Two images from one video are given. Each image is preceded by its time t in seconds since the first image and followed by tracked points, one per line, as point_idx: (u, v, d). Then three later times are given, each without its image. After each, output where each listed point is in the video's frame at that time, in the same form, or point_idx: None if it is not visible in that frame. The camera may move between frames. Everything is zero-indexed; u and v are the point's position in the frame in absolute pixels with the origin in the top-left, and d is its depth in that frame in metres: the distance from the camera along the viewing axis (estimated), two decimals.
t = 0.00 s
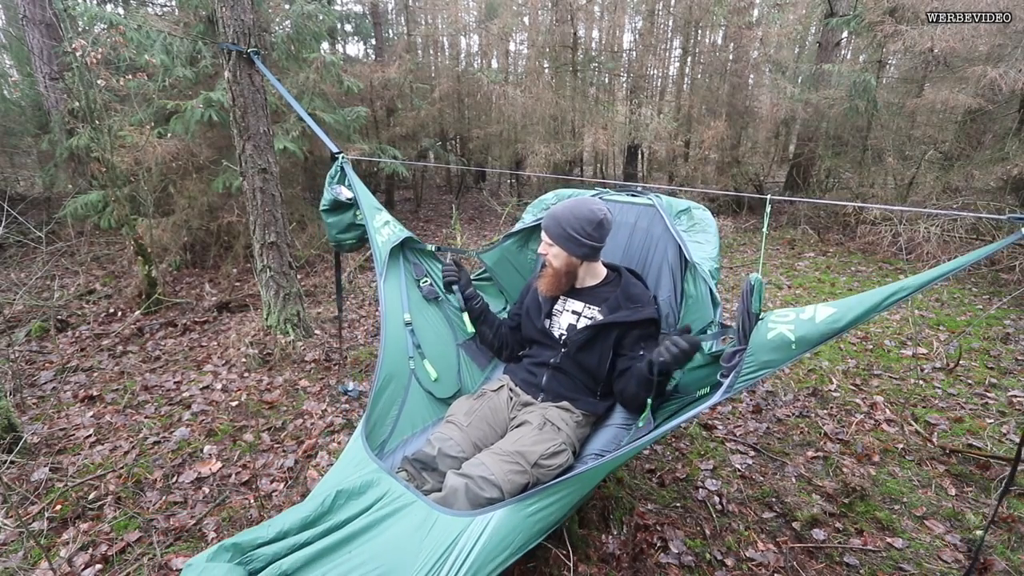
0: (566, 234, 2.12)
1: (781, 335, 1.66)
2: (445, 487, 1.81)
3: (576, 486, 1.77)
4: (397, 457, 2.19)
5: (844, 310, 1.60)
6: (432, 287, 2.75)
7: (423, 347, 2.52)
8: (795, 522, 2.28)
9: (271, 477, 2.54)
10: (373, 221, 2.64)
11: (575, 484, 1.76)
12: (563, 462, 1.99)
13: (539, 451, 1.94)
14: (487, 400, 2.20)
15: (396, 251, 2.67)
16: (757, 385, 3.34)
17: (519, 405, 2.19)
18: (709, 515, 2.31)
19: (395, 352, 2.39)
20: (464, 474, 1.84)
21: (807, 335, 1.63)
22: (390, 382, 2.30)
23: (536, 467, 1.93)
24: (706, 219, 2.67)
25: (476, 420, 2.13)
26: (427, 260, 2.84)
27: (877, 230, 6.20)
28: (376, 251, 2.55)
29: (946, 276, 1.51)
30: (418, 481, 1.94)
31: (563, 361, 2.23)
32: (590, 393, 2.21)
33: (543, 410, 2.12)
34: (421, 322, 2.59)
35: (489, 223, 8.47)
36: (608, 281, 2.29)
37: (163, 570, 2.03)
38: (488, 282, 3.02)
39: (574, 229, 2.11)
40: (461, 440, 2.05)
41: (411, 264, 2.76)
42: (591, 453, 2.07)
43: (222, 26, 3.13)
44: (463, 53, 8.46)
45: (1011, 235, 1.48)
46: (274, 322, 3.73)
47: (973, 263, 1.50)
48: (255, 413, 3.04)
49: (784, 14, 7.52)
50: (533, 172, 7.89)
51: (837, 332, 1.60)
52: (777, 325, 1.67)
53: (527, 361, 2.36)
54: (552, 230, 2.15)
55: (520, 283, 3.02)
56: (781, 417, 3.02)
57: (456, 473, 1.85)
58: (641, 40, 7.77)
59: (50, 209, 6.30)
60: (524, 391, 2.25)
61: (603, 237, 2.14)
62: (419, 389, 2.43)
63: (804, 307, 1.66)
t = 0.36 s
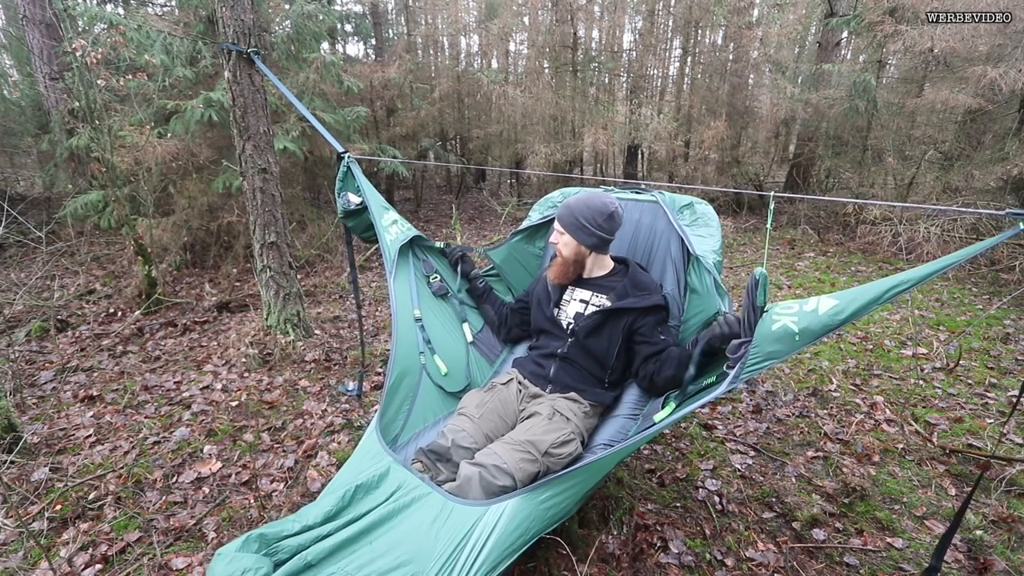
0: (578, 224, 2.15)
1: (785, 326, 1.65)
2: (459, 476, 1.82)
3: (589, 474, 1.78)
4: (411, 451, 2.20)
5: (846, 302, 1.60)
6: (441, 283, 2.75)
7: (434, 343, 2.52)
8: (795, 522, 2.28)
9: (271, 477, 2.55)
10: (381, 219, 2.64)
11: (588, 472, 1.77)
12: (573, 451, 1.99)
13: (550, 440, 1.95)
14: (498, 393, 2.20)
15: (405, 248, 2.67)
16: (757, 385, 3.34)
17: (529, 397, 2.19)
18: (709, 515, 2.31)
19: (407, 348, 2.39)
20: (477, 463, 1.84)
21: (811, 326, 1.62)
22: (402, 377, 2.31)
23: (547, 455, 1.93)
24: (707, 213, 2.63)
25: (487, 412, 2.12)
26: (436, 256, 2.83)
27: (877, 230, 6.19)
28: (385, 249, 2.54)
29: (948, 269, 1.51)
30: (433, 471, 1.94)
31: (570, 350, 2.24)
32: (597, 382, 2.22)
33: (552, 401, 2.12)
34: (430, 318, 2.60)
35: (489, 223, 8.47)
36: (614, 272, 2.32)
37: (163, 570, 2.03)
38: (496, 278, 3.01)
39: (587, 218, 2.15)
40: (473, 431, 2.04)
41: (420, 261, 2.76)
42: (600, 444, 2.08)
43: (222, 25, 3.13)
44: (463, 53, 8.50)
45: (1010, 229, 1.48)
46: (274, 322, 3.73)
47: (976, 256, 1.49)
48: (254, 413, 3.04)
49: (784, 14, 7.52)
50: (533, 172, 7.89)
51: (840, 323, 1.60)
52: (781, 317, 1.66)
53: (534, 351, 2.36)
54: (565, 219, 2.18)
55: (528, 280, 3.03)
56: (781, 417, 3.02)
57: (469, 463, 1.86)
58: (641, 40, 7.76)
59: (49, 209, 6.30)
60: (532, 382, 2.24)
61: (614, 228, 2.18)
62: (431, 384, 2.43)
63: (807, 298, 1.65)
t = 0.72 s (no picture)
0: (569, 219, 2.14)
1: (782, 330, 1.66)
2: (460, 483, 1.82)
3: (588, 477, 1.79)
4: (416, 453, 2.20)
5: (842, 305, 1.62)
6: (441, 282, 2.75)
7: (435, 344, 2.52)
8: (795, 522, 2.28)
9: (271, 477, 2.55)
10: (379, 220, 2.63)
11: (588, 475, 1.78)
12: (573, 453, 2.00)
13: (550, 443, 1.96)
14: (497, 395, 2.21)
15: (404, 248, 2.65)
16: (757, 385, 3.34)
17: (528, 399, 2.19)
18: (709, 515, 2.31)
19: (408, 349, 2.39)
20: (478, 470, 1.85)
21: (807, 331, 1.63)
22: (405, 379, 2.31)
23: (547, 458, 1.94)
24: (704, 204, 2.68)
25: (488, 416, 2.13)
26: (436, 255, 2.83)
27: (877, 230, 6.20)
28: (384, 250, 2.53)
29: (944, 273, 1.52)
30: (436, 478, 1.96)
31: (568, 351, 2.24)
32: (596, 382, 2.22)
33: (551, 403, 2.13)
34: (431, 319, 2.60)
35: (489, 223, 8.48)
36: (610, 268, 2.30)
37: (163, 570, 2.03)
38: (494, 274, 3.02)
39: (578, 214, 2.13)
40: (472, 435, 2.05)
41: (420, 260, 2.75)
42: (601, 443, 2.10)
43: (222, 25, 3.13)
44: (463, 53, 8.55)
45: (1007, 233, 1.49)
46: (274, 322, 3.73)
47: (971, 260, 1.51)
48: (255, 413, 3.04)
49: (784, 14, 7.52)
50: (533, 172, 7.89)
51: (836, 327, 1.61)
52: (777, 321, 1.66)
53: (533, 352, 2.36)
54: (556, 215, 2.18)
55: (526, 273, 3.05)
56: (781, 417, 3.02)
57: (469, 469, 1.86)
58: (641, 40, 7.76)
59: (50, 209, 6.30)
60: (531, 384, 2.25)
61: (606, 222, 2.17)
62: (433, 385, 2.44)
63: (803, 301, 1.66)
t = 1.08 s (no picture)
0: (560, 211, 2.11)
1: (777, 334, 1.68)
2: (451, 498, 1.82)
3: (580, 484, 1.79)
4: (407, 458, 2.20)
5: (840, 308, 1.61)
6: (430, 281, 2.76)
7: (425, 345, 2.53)
8: (795, 522, 2.28)
9: (271, 477, 2.55)
10: (369, 219, 2.63)
11: (580, 483, 1.78)
12: (566, 458, 2.01)
13: (542, 451, 1.96)
14: (487, 400, 2.21)
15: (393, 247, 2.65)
16: (757, 385, 3.34)
17: (519, 402, 2.19)
18: (709, 515, 2.31)
19: (398, 350, 2.39)
20: (468, 482, 1.85)
21: (802, 334, 1.64)
22: (395, 381, 2.31)
23: (540, 466, 1.94)
24: (693, 189, 2.61)
25: (478, 422, 2.13)
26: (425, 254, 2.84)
27: (877, 230, 6.19)
28: (373, 249, 2.53)
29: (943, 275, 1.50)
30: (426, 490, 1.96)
31: (557, 350, 2.21)
32: (586, 382, 2.22)
33: (542, 407, 2.12)
34: (421, 319, 2.61)
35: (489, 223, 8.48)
36: (603, 262, 2.27)
37: (163, 571, 2.03)
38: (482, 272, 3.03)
39: (571, 203, 2.10)
40: (463, 443, 2.04)
41: (410, 260, 2.75)
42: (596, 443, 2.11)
43: (222, 25, 3.13)
44: (463, 53, 8.53)
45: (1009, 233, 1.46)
46: (274, 322, 3.73)
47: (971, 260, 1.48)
48: (255, 413, 3.04)
49: (784, 14, 7.53)
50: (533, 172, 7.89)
51: (832, 331, 1.61)
52: (771, 325, 1.68)
53: (523, 351, 2.35)
54: (547, 208, 2.15)
55: (513, 269, 3.06)
56: (781, 417, 3.02)
57: (460, 482, 1.86)
58: (641, 40, 7.76)
59: (49, 209, 6.30)
60: (521, 387, 2.25)
61: (600, 212, 2.13)
62: (424, 386, 2.44)
63: (800, 303, 1.66)
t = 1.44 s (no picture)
0: (588, 228, 2.30)
1: (778, 338, 1.70)
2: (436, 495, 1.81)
3: (571, 491, 1.78)
4: (394, 459, 2.20)
5: (841, 313, 1.64)
6: (428, 287, 2.76)
7: (419, 350, 2.52)
8: (795, 522, 2.28)
9: (271, 477, 2.55)
10: (370, 221, 2.63)
11: (571, 489, 1.77)
12: (556, 466, 2.00)
13: (532, 457, 1.96)
14: (480, 406, 2.22)
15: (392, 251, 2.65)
16: (757, 385, 3.34)
17: (512, 410, 2.21)
18: (709, 515, 2.31)
19: (392, 354, 2.39)
20: (455, 482, 1.83)
21: (804, 338, 1.67)
22: (388, 385, 2.31)
23: (529, 472, 1.93)
24: (697, 215, 2.58)
25: (469, 426, 2.13)
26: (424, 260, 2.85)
27: (876, 230, 6.19)
28: (373, 252, 2.54)
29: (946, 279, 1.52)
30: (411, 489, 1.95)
31: (556, 363, 2.28)
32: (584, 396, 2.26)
33: (536, 415, 2.14)
34: (417, 323, 2.60)
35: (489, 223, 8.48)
36: (600, 282, 2.41)
37: (163, 570, 2.03)
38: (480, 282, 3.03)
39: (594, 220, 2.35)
40: (452, 445, 2.04)
41: (408, 265, 2.76)
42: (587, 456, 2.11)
43: (222, 25, 3.13)
44: (463, 53, 8.53)
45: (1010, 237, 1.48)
46: (274, 322, 3.72)
47: (972, 265, 1.51)
48: (255, 413, 3.04)
49: (783, 14, 7.53)
50: (533, 172, 7.89)
51: (835, 335, 1.63)
52: (774, 328, 1.72)
53: (521, 363, 2.40)
54: (578, 225, 2.29)
55: (514, 283, 3.03)
56: (781, 417, 3.02)
57: (447, 481, 1.85)
58: (641, 40, 7.77)
59: (50, 209, 6.30)
60: (516, 395, 2.28)
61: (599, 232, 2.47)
62: (415, 391, 2.44)
63: (802, 309, 1.70)
